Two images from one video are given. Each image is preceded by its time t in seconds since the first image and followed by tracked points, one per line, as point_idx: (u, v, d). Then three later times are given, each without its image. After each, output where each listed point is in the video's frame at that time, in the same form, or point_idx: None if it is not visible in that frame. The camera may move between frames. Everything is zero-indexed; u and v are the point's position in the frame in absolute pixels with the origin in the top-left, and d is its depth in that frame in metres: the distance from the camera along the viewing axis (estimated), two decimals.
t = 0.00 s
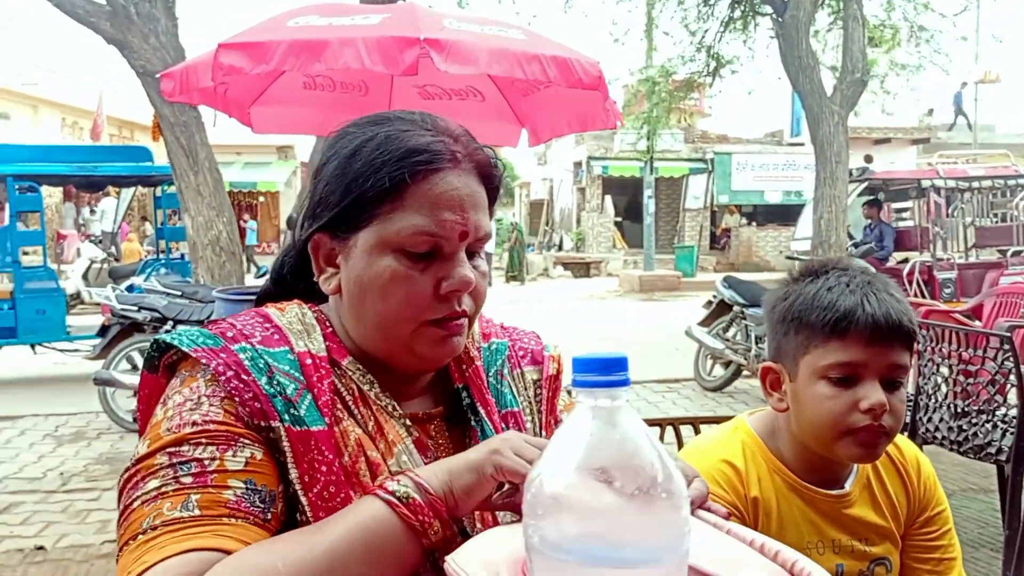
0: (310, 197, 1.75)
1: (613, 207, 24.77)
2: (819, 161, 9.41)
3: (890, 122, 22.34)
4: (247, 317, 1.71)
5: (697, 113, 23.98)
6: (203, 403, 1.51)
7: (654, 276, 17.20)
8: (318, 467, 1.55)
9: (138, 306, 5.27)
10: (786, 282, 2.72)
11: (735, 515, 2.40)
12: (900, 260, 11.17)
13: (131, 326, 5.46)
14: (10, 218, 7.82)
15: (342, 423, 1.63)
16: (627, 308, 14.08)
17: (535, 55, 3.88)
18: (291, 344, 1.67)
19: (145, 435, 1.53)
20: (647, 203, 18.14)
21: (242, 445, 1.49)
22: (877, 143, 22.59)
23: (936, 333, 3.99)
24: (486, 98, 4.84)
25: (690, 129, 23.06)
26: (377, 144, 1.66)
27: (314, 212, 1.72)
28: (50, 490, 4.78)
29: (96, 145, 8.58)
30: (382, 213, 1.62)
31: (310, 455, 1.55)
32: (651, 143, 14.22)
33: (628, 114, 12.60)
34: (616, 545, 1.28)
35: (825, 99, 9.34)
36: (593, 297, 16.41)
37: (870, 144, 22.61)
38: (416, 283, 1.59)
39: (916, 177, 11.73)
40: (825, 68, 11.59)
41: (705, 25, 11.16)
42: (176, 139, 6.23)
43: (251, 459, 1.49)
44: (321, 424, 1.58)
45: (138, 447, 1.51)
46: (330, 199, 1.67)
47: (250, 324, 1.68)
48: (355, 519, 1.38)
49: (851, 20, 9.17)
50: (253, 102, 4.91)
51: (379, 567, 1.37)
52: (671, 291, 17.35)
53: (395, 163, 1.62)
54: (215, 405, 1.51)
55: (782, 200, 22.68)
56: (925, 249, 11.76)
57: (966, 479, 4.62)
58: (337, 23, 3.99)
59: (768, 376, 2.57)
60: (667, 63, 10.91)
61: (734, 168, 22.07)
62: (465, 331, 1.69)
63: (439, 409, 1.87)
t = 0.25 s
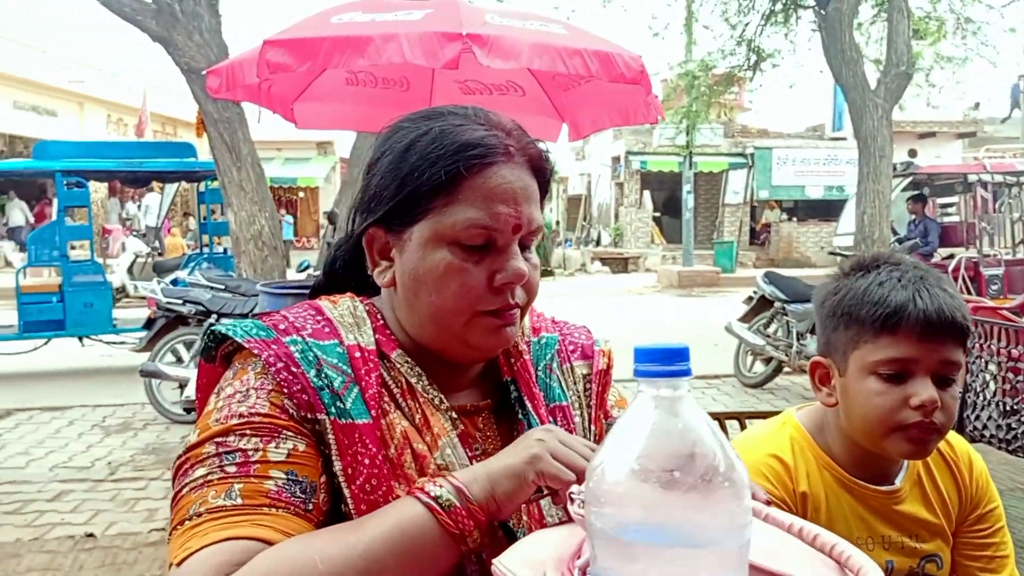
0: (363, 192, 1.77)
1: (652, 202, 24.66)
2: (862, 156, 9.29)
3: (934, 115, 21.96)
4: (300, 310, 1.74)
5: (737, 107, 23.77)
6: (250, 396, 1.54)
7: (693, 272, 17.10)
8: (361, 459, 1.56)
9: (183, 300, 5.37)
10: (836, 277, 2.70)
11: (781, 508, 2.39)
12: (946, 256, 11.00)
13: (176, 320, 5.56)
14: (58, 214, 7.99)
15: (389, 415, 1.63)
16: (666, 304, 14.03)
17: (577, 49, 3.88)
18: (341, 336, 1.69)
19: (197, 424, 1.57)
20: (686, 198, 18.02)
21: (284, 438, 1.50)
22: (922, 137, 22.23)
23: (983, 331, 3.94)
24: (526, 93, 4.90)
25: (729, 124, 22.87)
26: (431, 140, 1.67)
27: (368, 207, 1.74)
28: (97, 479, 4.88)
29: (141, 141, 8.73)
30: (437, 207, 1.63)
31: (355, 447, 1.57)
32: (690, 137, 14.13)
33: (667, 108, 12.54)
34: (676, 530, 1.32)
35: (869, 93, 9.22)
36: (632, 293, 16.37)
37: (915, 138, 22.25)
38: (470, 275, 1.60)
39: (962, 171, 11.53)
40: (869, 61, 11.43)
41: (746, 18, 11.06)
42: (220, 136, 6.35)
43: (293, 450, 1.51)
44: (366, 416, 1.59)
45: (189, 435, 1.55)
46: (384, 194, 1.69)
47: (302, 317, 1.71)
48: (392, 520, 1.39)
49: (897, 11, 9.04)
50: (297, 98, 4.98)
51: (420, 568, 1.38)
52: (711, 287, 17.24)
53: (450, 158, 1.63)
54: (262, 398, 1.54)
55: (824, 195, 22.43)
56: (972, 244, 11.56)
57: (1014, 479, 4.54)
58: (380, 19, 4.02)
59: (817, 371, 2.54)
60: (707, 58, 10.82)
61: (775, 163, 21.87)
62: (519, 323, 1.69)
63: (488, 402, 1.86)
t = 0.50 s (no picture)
0: (411, 187, 1.75)
1: (696, 196, 24.50)
2: (911, 150, 9.17)
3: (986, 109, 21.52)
4: (354, 302, 1.73)
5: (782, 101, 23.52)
6: (318, 378, 1.55)
7: (737, 267, 16.99)
8: (433, 445, 1.57)
9: (232, 292, 5.47)
10: (894, 270, 2.66)
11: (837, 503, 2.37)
12: (998, 252, 10.81)
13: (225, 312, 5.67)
14: (110, 206, 8.15)
15: (451, 401, 1.65)
16: (709, 299, 13.94)
17: (626, 41, 3.86)
18: (397, 327, 1.69)
19: (263, 411, 1.58)
20: (731, 193, 17.88)
21: (360, 414, 1.53)
22: (973, 131, 21.81)
23: None
24: (572, 86, 4.93)
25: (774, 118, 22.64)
26: (480, 129, 1.66)
27: (418, 201, 1.73)
28: (150, 467, 4.99)
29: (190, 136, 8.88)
30: (493, 196, 1.63)
31: (425, 433, 1.57)
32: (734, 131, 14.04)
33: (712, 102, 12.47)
34: (752, 517, 1.31)
35: (919, 86, 9.08)
36: (675, 288, 16.30)
37: (966, 132, 21.82)
38: (532, 260, 1.61)
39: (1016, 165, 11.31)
40: (920, 53, 11.25)
41: (793, 11, 10.95)
42: (267, 130, 6.46)
43: (370, 427, 1.52)
44: (433, 403, 1.60)
45: (260, 419, 1.56)
46: (435, 188, 1.68)
47: (357, 309, 1.70)
48: (501, 506, 1.39)
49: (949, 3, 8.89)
50: (345, 93, 5.05)
51: (522, 558, 1.38)
52: (755, 283, 17.12)
53: (504, 145, 1.63)
54: (330, 378, 1.55)
55: (872, 190, 22.12)
56: None
57: None
58: (429, 14, 4.05)
59: (873, 367, 2.51)
60: (753, 51, 10.73)
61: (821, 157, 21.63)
62: (577, 304, 1.71)
63: (539, 391, 1.87)
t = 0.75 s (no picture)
0: (458, 188, 1.76)
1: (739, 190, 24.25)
2: (962, 144, 8.99)
3: None
4: (402, 300, 1.73)
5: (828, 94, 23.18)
6: (363, 388, 1.57)
7: (781, 263, 16.78)
8: (472, 446, 1.57)
9: (278, 287, 5.56)
10: (952, 268, 2.61)
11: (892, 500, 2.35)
12: None
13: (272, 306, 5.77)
14: (160, 202, 8.31)
15: (497, 402, 1.64)
16: (755, 295, 13.78)
17: (673, 35, 3.85)
18: (445, 326, 1.68)
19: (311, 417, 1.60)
20: (775, 187, 17.66)
21: (397, 427, 1.53)
22: None
23: None
24: (617, 81, 4.93)
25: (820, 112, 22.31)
26: (528, 125, 1.66)
27: (468, 200, 1.73)
28: (200, 458, 5.08)
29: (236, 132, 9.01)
30: (544, 190, 1.64)
31: (464, 434, 1.57)
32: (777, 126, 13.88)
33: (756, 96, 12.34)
34: (821, 510, 1.31)
35: (971, 78, 8.90)
36: (718, 284, 16.17)
37: (1019, 125, 21.31)
38: (586, 252, 1.61)
39: None
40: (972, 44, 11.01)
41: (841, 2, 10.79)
42: (313, 126, 6.58)
43: (408, 439, 1.53)
44: (473, 405, 1.59)
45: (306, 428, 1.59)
46: (485, 187, 1.68)
47: (406, 308, 1.70)
48: (513, 500, 1.41)
49: None
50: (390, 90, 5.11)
51: (542, 553, 1.40)
52: (799, 279, 16.90)
53: (552, 140, 1.63)
54: (374, 388, 1.56)
55: (920, 184, 21.72)
56: None
57: None
58: (474, 10, 4.05)
59: (929, 364, 2.47)
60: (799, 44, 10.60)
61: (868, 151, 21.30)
62: (631, 296, 1.70)
63: (588, 387, 1.88)
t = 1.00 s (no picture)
0: (523, 181, 1.73)
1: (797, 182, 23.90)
2: None
3: None
4: (464, 292, 1.72)
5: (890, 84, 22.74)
6: (402, 382, 1.60)
7: (841, 256, 16.50)
8: (503, 443, 1.56)
9: (337, 279, 5.67)
10: None
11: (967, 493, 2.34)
12: None
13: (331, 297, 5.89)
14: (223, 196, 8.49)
15: (546, 398, 1.61)
16: (814, 288, 13.61)
17: (737, 25, 3.89)
18: (500, 320, 1.67)
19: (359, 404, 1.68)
20: (836, 179, 17.37)
21: (406, 430, 1.55)
22: None
23: None
24: (678, 73, 5.04)
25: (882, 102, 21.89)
26: (596, 110, 1.63)
27: (537, 189, 1.70)
28: (263, 446, 5.19)
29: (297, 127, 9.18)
30: (617, 172, 1.61)
31: (498, 430, 1.57)
32: (838, 116, 13.70)
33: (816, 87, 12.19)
34: (907, 495, 1.35)
35: None
36: (776, 277, 15.99)
37: None
38: (663, 233, 1.58)
39: None
40: None
41: None
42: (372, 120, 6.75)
43: (411, 442, 1.54)
44: (512, 402, 1.58)
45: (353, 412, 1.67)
46: (556, 175, 1.65)
47: (464, 300, 1.69)
48: (452, 527, 1.42)
49: None
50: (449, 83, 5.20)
51: None
52: (860, 272, 16.62)
53: (621, 123, 1.60)
54: (410, 384, 1.59)
55: (986, 175, 21.19)
56: None
57: None
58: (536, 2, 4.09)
59: (1008, 355, 2.43)
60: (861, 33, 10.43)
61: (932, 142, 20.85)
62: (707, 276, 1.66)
63: (652, 380, 1.80)
